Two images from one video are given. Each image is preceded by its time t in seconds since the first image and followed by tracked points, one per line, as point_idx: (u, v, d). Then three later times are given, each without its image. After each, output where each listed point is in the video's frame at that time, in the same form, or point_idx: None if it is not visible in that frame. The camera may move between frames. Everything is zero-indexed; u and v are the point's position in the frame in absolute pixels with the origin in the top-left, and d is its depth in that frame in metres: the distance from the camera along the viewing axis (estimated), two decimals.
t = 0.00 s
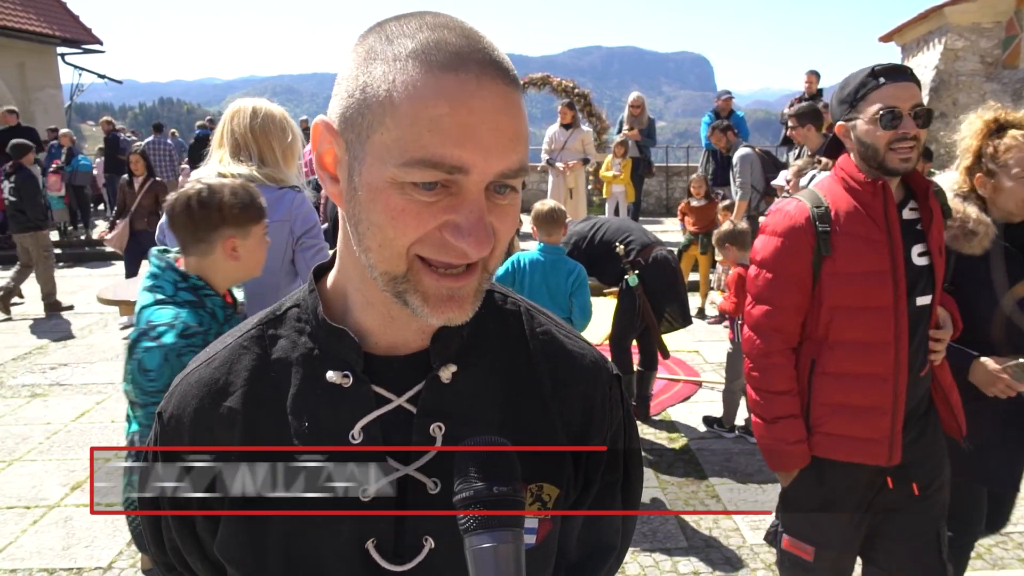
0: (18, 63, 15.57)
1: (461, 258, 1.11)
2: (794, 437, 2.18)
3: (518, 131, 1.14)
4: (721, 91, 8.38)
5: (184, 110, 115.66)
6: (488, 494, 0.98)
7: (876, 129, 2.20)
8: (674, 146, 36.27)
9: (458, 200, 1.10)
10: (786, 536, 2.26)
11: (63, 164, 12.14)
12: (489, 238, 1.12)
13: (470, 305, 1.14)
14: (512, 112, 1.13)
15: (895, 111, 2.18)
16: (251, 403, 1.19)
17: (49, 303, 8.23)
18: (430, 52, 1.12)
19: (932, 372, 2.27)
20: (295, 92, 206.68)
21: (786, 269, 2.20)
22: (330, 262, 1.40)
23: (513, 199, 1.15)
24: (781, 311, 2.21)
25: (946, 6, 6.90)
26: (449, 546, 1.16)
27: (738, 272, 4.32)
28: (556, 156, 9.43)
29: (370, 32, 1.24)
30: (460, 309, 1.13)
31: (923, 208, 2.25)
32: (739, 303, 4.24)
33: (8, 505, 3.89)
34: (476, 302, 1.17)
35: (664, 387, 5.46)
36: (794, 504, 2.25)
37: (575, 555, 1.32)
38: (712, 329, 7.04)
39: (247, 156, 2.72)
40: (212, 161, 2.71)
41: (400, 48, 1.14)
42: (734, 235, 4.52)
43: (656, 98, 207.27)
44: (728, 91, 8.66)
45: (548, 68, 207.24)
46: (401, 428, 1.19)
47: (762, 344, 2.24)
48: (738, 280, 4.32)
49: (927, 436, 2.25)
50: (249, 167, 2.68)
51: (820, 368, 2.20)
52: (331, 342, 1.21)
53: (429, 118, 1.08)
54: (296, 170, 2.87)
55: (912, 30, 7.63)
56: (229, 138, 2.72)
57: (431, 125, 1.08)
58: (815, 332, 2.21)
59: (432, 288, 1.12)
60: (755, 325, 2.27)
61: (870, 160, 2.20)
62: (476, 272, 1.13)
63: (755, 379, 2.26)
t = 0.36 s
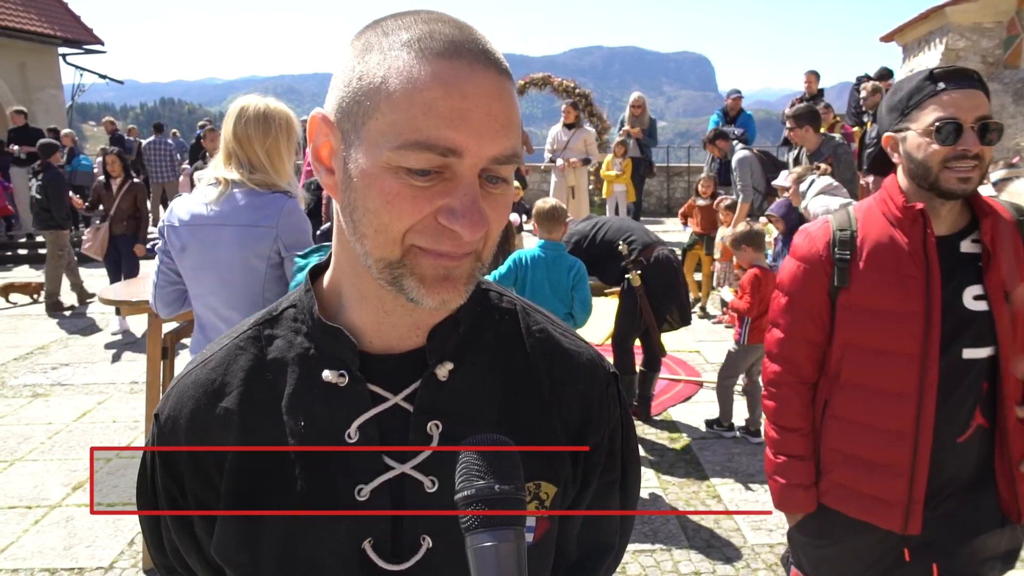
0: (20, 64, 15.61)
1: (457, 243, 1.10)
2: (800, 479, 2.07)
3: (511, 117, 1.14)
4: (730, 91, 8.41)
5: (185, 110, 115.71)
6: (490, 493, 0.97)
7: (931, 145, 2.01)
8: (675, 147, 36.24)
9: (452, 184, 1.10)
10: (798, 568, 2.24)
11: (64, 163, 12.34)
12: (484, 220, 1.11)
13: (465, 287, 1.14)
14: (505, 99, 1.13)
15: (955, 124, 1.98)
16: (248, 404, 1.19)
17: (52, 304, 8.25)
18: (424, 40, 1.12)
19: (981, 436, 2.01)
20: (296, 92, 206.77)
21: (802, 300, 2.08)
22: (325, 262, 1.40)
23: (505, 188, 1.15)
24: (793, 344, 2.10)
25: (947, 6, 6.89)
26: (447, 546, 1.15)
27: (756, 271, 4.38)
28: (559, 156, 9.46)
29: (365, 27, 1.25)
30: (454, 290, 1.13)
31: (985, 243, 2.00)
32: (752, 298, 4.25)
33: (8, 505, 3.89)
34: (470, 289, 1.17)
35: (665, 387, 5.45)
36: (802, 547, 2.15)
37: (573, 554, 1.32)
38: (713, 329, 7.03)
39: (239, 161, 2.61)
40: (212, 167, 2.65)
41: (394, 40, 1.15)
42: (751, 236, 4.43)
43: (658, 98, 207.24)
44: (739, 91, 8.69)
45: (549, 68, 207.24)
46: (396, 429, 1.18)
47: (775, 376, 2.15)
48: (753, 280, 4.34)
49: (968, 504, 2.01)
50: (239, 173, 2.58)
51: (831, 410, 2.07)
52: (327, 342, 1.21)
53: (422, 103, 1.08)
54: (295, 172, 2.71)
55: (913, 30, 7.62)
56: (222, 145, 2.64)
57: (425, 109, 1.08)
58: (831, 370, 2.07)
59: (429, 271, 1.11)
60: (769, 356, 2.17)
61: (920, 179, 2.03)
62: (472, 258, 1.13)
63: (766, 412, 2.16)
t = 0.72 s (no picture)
0: (21, 63, 15.61)
1: (463, 249, 1.10)
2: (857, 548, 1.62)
3: (519, 122, 1.14)
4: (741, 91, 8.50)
5: (186, 110, 115.79)
6: (492, 495, 0.97)
7: None
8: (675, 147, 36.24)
9: (458, 190, 1.10)
10: None
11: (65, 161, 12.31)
12: (490, 227, 1.11)
13: (472, 293, 1.13)
14: (513, 106, 1.12)
15: None
16: (250, 405, 1.18)
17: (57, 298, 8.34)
18: (433, 44, 1.12)
19: None
20: (297, 92, 206.80)
21: (873, 317, 1.63)
22: (328, 262, 1.40)
23: (511, 193, 1.14)
24: (857, 372, 1.64)
25: (949, 6, 6.89)
26: (448, 547, 1.14)
27: (762, 271, 4.38)
28: (559, 155, 9.46)
29: (371, 27, 1.25)
30: (462, 297, 1.12)
31: None
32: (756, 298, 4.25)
33: (10, 504, 3.89)
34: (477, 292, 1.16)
35: (666, 387, 5.45)
36: None
37: (574, 554, 1.32)
38: (714, 329, 7.03)
39: (233, 164, 2.59)
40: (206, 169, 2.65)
41: (402, 43, 1.14)
42: (756, 234, 4.45)
43: (659, 98, 207.19)
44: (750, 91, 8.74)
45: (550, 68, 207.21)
46: (399, 431, 1.19)
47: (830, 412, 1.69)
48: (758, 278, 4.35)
49: None
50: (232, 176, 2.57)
51: (906, 460, 1.61)
52: (329, 343, 1.21)
53: (431, 108, 1.08)
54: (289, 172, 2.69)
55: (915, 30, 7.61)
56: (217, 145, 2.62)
57: (434, 114, 1.08)
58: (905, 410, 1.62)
59: (436, 275, 1.11)
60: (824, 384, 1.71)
61: None
62: (477, 262, 1.12)
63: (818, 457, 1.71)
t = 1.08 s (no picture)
0: (23, 63, 15.60)
1: (461, 261, 1.10)
2: None
3: (524, 134, 1.14)
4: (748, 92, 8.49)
5: (188, 110, 115.87)
6: (494, 495, 0.97)
7: None
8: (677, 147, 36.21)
9: (460, 202, 1.10)
10: None
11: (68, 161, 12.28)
12: (490, 241, 1.11)
13: (470, 300, 1.14)
14: (519, 118, 1.12)
15: None
16: (252, 402, 1.18)
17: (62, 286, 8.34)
18: (440, 51, 1.11)
19: None
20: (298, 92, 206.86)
21: (967, 413, 1.42)
22: (331, 259, 1.40)
23: (514, 203, 1.15)
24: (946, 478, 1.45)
25: (950, 5, 6.86)
26: (449, 545, 1.15)
27: (756, 275, 4.35)
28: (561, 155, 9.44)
29: (379, 27, 1.24)
30: (458, 306, 1.13)
31: None
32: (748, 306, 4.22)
33: (11, 504, 3.89)
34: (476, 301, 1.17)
35: (667, 387, 5.45)
36: None
37: (574, 556, 1.33)
38: (716, 329, 7.03)
39: (260, 163, 2.60)
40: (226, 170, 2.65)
41: (408, 47, 1.14)
42: (750, 237, 4.40)
43: (660, 98, 207.14)
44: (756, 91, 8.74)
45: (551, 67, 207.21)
46: (401, 430, 1.19)
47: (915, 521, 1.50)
48: (752, 283, 4.31)
49: None
50: (259, 175, 2.58)
51: None
52: (331, 341, 1.21)
53: (436, 118, 1.08)
54: (312, 165, 2.71)
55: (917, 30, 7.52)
56: (240, 144, 2.62)
57: (438, 125, 1.07)
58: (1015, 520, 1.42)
59: (435, 283, 1.11)
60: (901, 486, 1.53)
61: None
62: (477, 272, 1.13)
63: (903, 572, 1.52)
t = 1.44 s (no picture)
0: (23, 63, 15.61)
1: (465, 285, 1.10)
2: None
3: (530, 159, 1.13)
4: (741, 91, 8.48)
5: (188, 109, 115.90)
6: (492, 501, 0.98)
7: None
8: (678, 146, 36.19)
9: (465, 228, 1.10)
10: None
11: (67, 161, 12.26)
12: (496, 267, 1.11)
13: (475, 321, 1.14)
14: (524, 141, 1.11)
15: None
16: (254, 405, 1.18)
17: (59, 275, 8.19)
18: (443, 74, 1.10)
19: None
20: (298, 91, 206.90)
21: None
22: (335, 261, 1.40)
23: (520, 224, 1.14)
24: None
25: (951, 5, 6.85)
26: (450, 548, 1.15)
27: (756, 280, 4.29)
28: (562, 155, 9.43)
29: (383, 38, 1.23)
30: (463, 333, 1.13)
31: None
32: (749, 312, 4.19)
33: (11, 504, 3.89)
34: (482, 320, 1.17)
35: (668, 387, 5.45)
36: None
37: (574, 556, 1.33)
38: (716, 329, 7.03)
39: (301, 164, 2.66)
40: (257, 171, 2.67)
41: (411, 65, 1.13)
42: (752, 240, 4.39)
43: (660, 97, 207.07)
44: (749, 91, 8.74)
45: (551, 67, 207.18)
46: (403, 433, 1.18)
47: None
48: (751, 285, 4.28)
49: None
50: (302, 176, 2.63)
51: None
52: (334, 343, 1.21)
53: (440, 148, 1.07)
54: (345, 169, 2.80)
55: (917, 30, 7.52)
56: (281, 144, 2.67)
57: (443, 155, 1.07)
58: None
59: (439, 308, 1.12)
60: None
61: None
62: (481, 295, 1.13)
63: None
